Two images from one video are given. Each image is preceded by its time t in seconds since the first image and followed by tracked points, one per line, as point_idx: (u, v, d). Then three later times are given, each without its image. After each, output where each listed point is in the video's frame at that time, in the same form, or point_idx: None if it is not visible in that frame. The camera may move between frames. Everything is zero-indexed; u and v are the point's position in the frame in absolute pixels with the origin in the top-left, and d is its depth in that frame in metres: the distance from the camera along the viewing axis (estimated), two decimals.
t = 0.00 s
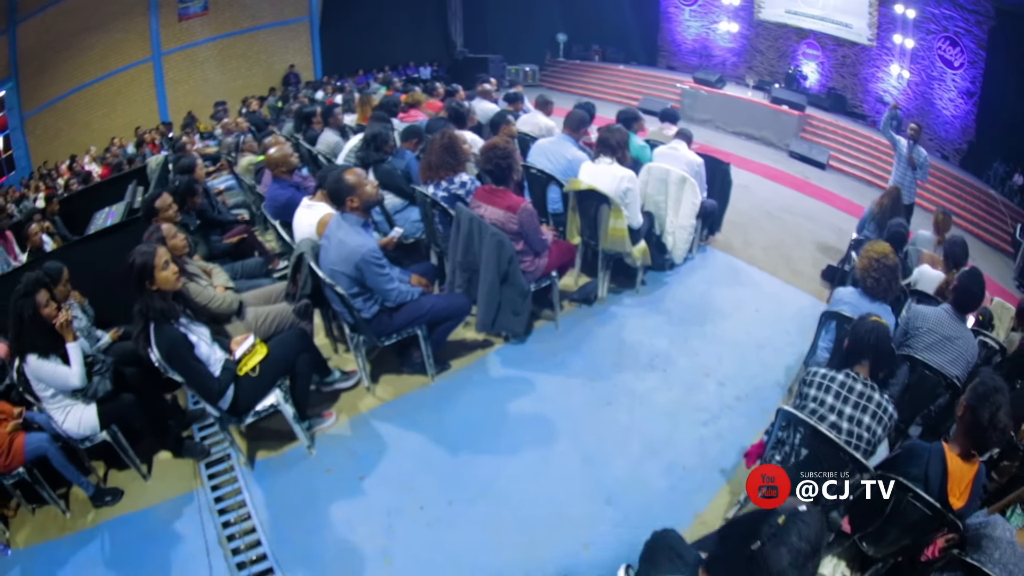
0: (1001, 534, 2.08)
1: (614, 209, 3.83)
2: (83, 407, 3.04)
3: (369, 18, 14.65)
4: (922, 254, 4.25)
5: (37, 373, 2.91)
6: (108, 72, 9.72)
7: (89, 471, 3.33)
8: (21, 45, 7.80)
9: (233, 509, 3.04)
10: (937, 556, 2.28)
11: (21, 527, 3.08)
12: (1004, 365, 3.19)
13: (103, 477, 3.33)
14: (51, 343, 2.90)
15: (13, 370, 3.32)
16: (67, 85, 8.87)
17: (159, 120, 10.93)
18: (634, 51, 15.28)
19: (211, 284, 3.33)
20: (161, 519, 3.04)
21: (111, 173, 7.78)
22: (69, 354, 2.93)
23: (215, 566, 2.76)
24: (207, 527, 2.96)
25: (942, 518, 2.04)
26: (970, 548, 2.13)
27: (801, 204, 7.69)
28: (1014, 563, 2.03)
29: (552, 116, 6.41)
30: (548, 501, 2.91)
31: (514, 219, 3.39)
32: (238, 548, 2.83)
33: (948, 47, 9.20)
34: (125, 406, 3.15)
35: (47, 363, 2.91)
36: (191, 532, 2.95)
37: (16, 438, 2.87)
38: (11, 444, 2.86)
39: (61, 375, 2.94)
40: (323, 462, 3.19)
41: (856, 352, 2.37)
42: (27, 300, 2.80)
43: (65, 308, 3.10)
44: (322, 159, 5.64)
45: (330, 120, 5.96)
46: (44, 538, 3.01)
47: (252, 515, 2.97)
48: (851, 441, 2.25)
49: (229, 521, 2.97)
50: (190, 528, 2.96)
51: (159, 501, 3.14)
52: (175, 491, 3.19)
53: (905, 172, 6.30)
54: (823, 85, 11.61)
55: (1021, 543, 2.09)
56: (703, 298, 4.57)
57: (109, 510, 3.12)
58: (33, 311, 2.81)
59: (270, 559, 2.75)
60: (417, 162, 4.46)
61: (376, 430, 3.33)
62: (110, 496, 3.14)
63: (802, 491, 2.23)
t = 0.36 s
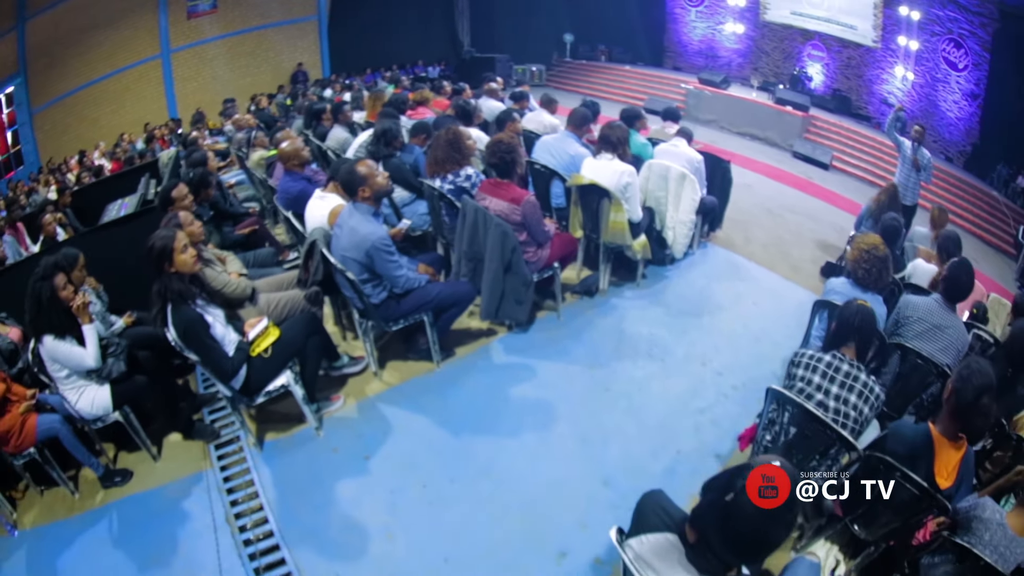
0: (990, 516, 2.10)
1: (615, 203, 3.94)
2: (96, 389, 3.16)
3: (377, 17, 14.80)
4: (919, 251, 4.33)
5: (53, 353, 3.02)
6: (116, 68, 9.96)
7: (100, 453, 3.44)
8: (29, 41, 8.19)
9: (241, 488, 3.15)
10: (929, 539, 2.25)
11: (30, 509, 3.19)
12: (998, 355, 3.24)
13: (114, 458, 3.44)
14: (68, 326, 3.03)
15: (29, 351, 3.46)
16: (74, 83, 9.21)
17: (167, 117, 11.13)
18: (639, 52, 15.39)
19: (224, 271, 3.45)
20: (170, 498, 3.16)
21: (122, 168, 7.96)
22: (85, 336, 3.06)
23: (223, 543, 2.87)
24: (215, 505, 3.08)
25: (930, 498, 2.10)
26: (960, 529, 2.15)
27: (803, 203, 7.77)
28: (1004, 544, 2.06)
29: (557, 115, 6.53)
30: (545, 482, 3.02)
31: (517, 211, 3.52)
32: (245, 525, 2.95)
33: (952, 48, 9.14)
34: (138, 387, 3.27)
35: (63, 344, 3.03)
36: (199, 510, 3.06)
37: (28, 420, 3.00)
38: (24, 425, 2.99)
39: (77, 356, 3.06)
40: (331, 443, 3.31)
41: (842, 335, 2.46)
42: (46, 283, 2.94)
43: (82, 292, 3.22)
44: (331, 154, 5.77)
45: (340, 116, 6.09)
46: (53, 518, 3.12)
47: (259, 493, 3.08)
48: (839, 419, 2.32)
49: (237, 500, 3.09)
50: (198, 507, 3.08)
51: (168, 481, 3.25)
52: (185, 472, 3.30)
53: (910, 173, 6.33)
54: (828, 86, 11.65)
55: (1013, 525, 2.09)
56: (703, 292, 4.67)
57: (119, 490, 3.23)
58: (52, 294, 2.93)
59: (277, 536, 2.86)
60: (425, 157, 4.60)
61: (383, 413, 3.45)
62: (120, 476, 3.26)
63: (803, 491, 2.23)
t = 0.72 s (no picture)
0: (980, 498, 2.08)
1: (616, 198, 4.05)
2: (108, 372, 3.27)
3: (384, 17, 14.94)
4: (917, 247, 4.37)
5: (67, 336, 3.12)
6: (124, 65, 10.13)
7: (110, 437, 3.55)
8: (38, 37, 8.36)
9: (248, 471, 3.27)
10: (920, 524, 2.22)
11: (38, 492, 3.28)
12: (990, 345, 3.31)
13: (123, 442, 3.55)
14: (82, 310, 3.13)
15: (40, 337, 3.58)
16: (78, 81, 9.33)
17: (175, 114, 11.31)
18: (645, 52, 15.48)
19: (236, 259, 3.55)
20: (179, 480, 3.27)
21: (132, 163, 8.11)
22: (99, 320, 3.16)
23: (230, 523, 2.98)
24: (223, 486, 3.19)
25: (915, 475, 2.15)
26: (949, 513, 2.12)
27: (804, 202, 7.85)
28: (993, 527, 2.05)
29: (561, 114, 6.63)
30: (543, 465, 3.12)
31: (520, 204, 3.64)
32: (252, 505, 3.06)
33: (955, 50, 9.16)
34: (148, 371, 3.39)
35: (77, 327, 3.13)
36: (207, 491, 3.17)
37: (39, 403, 3.12)
38: (34, 407, 3.10)
39: (91, 339, 3.16)
40: (337, 426, 3.42)
41: (831, 321, 2.56)
42: (62, 268, 3.04)
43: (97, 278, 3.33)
44: (339, 151, 5.89)
45: (349, 114, 6.21)
46: (62, 499, 3.22)
47: (266, 475, 3.20)
48: (828, 400, 2.39)
49: (245, 481, 3.20)
50: (206, 488, 3.19)
51: (177, 464, 3.36)
52: (194, 454, 3.42)
53: (911, 174, 6.39)
54: (832, 88, 11.67)
55: (1002, 507, 2.08)
56: (702, 286, 4.76)
57: (127, 473, 3.34)
58: (68, 278, 3.05)
59: (283, 516, 2.96)
60: (431, 153, 4.72)
61: (388, 398, 3.56)
62: (129, 459, 3.37)
63: (803, 490, 2.45)
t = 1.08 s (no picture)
0: (970, 481, 2.20)
1: (616, 193, 4.16)
2: (120, 355, 3.39)
3: (391, 16, 15.05)
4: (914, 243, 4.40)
5: (81, 321, 3.23)
6: (133, 62, 10.27)
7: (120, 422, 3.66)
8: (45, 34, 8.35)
9: (255, 453, 3.38)
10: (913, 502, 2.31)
11: (46, 474, 3.40)
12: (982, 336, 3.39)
13: (132, 427, 3.66)
14: (97, 295, 3.25)
15: (51, 324, 3.74)
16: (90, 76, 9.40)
17: (183, 110, 11.46)
18: (650, 53, 15.56)
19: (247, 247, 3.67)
20: (188, 462, 3.38)
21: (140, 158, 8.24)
22: (112, 305, 3.27)
23: (237, 502, 3.09)
24: (231, 468, 3.30)
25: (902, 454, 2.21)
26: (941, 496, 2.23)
27: (806, 201, 7.92)
28: (985, 510, 2.16)
29: (564, 113, 6.73)
30: (542, 449, 3.22)
31: (524, 198, 3.75)
32: (258, 486, 3.17)
33: (959, 52, 9.20)
34: (160, 355, 3.51)
35: (91, 312, 3.24)
36: (214, 472, 3.28)
37: (50, 386, 3.24)
38: (45, 391, 3.23)
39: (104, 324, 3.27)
40: (344, 410, 3.53)
41: (820, 307, 2.65)
42: (78, 254, 3.16)
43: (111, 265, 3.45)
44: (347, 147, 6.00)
45: (356, 111, 6.33)
46: (69, 483, 3.32)
47: (273, 456, 3.31)
48: (816, 382, 2.46)
49: (252, 463, 3.31)
50: (214, 469, 3.30)
51: (186, 446, 3.47)
52: (202, 438, 3.53)
53: (911, 174, 6.45)
54: (836, 89, 11.73)
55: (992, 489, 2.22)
56: (702, 281, 4.85)
57: (135, 456, 3.44)
58: (83, 264, 3.16)
59: (289, 496, 3.07)
60: (437, 149, 4.83)
61: (394, 383, 3.67)
62: (137, 443, 3.47)
63: (804, 490, 2.62)
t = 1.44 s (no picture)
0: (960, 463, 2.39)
1: (617, 188, 4.27)
2: (132, 340, 3.52)
3: (398, 16, 15.19)
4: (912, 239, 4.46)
5: (95, 305, 3.35)
6: (143, 59, 10.43)
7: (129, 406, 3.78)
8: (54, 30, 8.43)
9: (263, 436, 3.50)
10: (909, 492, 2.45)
11: (54, 458, 3.50)
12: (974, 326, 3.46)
13: (142, 411, 3.78)
14: (112, 280, 3.38)
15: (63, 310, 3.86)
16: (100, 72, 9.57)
17: (191, 107, 11.62)
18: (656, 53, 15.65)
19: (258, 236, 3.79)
20: (196, 444, 3.49)
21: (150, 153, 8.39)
22: (127, 291, 3.41)
23: (244, 483, 3.21)
24: (238, 450, 3.42)
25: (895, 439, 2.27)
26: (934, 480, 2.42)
27: (808, 200, 7.99)
28: (973, 491, 2.34)
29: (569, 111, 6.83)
30: (542, 435, 3.32)
31: (527, 191, 3.86)
32: (265, 468, 3.28)
33: (963, 54, 9.17)
34: (172, 340, 3.64)
35: (106, 296, 3.37)
36: (222, 454, 3.40)
37: (61, 369, 3.37)
38: (57, 374, 3.36)
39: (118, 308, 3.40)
40: (350, 396, 3.65)
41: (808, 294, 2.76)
42: (94, 241, 3.29)
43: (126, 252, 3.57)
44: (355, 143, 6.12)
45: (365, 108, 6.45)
46: (78, 465, 3.43)
47: (281, 439, 3.43)
48: (805, 365, 2.56)
49: (260, 445, 3.43)
50: (222, 451, 3.41)
51: (194, 430, 3.59)
52: (210, 422, 3.64)
53: (911, 173, 6.54)
54: (841, 90, 11.77)
55: (981, 472, 2.37)
56: (702, 276, 4.94)
57: (144, 439, 3.56)
58: (99, 250, 3.29)
59: (295, 477, 3.19)
60: (443, 145, 4.95)
61: (399, 370, 3.79)
62: (146, 427, 3.59)
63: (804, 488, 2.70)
